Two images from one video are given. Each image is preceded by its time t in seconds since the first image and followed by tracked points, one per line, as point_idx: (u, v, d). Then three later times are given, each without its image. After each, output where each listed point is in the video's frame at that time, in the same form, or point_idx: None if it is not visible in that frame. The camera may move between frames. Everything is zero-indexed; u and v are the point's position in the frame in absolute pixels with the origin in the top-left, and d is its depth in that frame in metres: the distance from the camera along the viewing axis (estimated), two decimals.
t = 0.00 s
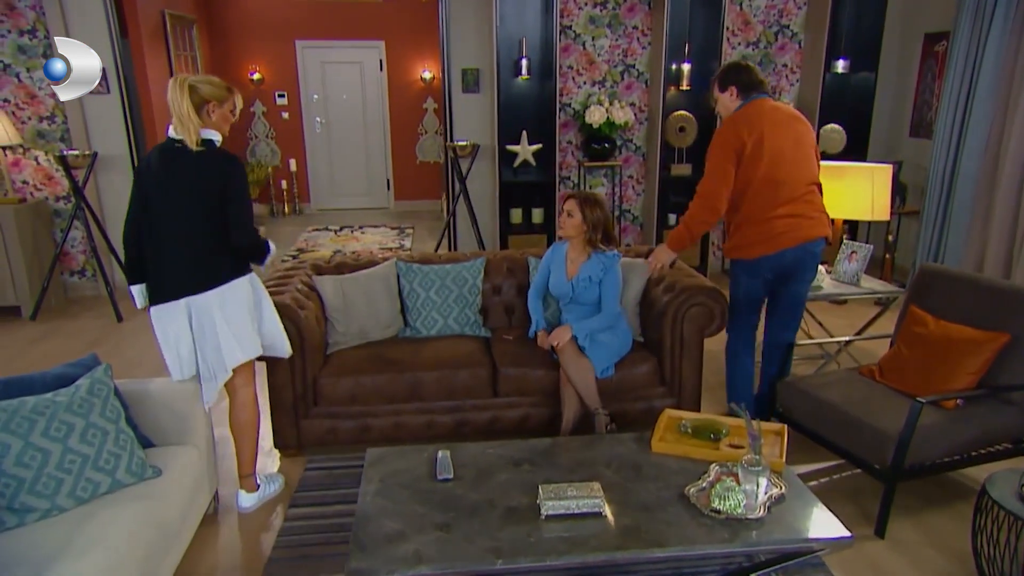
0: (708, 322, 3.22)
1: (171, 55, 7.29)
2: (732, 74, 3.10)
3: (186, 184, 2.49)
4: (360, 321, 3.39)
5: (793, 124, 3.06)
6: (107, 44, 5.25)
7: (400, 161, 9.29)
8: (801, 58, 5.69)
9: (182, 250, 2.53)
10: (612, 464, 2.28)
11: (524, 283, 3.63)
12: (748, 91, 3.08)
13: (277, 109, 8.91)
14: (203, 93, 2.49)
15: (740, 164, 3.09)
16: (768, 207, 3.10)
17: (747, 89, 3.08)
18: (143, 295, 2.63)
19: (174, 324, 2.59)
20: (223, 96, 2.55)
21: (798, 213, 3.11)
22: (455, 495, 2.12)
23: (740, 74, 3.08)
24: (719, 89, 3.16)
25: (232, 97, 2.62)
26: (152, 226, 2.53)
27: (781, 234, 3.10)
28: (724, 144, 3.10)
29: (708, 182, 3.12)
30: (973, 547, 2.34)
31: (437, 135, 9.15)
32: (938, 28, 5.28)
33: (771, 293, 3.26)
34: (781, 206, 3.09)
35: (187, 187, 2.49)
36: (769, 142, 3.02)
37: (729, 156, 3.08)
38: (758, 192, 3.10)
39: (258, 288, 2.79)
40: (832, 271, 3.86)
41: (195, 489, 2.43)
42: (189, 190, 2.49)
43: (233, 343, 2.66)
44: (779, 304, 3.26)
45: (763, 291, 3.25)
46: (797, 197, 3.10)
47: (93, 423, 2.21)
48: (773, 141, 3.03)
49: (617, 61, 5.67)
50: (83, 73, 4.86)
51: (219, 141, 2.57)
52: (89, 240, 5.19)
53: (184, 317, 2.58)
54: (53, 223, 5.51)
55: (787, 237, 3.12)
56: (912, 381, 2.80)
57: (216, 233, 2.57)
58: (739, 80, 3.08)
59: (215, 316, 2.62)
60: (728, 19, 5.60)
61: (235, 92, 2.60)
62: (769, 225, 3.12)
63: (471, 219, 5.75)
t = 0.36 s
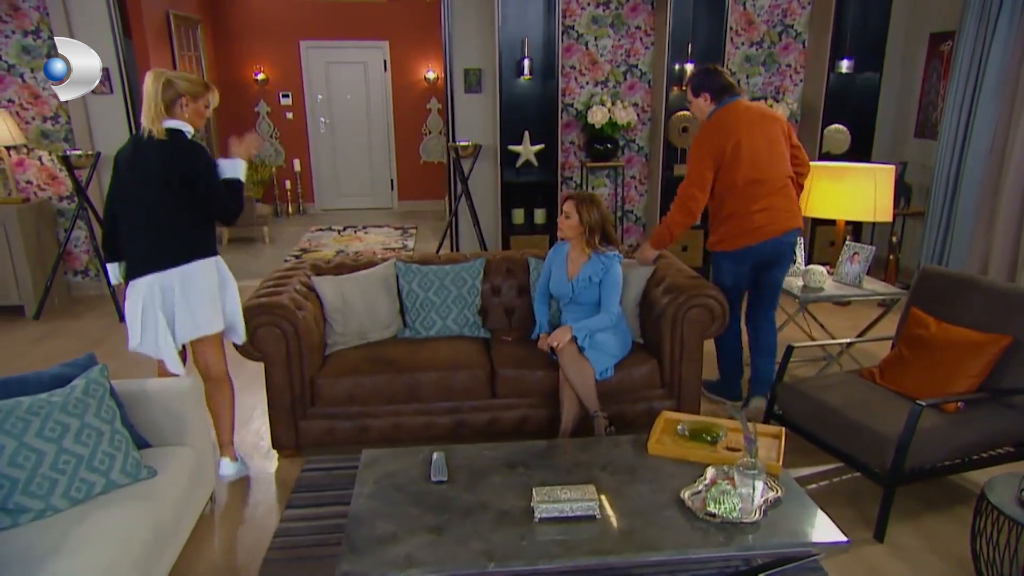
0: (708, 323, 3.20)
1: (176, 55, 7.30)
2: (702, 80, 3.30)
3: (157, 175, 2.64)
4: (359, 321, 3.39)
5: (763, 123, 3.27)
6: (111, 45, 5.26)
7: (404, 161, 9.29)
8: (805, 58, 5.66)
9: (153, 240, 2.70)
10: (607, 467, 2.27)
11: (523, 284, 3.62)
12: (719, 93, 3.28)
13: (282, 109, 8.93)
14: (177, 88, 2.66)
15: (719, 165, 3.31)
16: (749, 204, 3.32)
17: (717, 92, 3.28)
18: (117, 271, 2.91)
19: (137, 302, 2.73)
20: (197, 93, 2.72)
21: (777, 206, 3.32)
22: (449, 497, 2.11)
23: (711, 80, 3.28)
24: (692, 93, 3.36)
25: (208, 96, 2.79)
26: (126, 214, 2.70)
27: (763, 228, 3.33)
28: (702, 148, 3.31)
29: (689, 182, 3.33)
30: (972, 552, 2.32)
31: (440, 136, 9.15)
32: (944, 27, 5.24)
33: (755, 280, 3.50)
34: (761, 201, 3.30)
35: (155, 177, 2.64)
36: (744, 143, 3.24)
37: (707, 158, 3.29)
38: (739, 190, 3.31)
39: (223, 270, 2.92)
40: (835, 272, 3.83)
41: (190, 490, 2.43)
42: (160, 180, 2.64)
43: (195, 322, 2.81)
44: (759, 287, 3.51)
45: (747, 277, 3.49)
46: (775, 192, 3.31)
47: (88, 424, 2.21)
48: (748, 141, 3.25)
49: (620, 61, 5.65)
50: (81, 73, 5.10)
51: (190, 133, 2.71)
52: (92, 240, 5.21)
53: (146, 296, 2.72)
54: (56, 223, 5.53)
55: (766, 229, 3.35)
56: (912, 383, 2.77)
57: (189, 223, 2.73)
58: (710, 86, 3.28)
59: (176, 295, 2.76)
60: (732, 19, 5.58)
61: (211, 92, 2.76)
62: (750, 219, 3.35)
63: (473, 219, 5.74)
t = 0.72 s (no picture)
0: (705, 325, 3.18)
1: (178, 55, 7.30)
2: (683, 74, 3.47)
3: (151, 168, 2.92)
4: (355, 321, 3.38)
5: (737, 119, 3.51)
6: (111, 45, 5.27)
7: (405, 161, 9.29)
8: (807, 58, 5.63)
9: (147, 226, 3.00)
10: (600, 469, 2.25)
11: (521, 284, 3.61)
12: (697, 89, 3.47)
13: (284, 109, 8.94)
14: (178, 90, 2.91)
15: (699, 158, 3.51)
16: (724, 196, 3.53)
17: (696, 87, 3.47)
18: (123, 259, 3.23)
19: (137, 287, 3.05)
20: (196, 95, 2.96)
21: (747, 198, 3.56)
22: (440, 499, 2.10)
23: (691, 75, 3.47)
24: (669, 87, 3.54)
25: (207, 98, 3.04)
26: (127, 205, 3.02)
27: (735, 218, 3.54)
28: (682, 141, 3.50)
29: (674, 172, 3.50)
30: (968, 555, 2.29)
31: (442, 136, 9.14)
32: (947, 27, 5.20)
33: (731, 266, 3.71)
34: (734, 193, 3.52)
35: (150, 171, 2.93)
36: (720, 137, 3.46)
37: (688, 150, 3.48)
38: (714, 182, 3.52)
39: (217, 263, 3.25)
40: (835, 273, 3.80)
41: (182, 492, 2.43)
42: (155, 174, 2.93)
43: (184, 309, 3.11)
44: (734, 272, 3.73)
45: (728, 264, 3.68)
46: (745, 184, 3.54)
47: (80, 424, 2.21)
48: (724, 136, 3.47)
49: (620, 60, 5.63)
50: (81, 73, 4.99)
51: (188, 133, 2.98)
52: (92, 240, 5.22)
53: (144, 281, 3.04)
54: (57, 223, 5.53)
55: (742, 217, 3.56)
56: (910, 386, 2.75)
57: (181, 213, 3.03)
58: (689, 81, 3.47)
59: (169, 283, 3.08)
60: (733, 19, 5.55)
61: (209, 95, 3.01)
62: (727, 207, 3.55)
63: (473, 220, 5.73)
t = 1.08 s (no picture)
0: (702, 326, 3.17)
1: (178, 55, 7.29)
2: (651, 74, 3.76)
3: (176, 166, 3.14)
4: (350, 321, 3.37)
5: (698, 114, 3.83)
6: (110, 44, 5.27)
7: (406, 160, 9.27)
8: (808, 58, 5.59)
9: (175, 220, 3.22)
10: (592, 471, 2.23)
11: (517, 284, 3.59)
12: (665, 86, 3.77)
13: (285, 108, 8.93)
14: (201, 87, 3.09)
15: (672, 151, 3.81)
16: (698, 185, 3.87)
17: (664, 85, 3.77)
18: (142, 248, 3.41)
19: (164, 277, 3.27)
20: (216, 91, 3.16)
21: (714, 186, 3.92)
22: (429, 501, 2.08)
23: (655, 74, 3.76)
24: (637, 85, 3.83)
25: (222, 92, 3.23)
26: (149, 193, 3.19)
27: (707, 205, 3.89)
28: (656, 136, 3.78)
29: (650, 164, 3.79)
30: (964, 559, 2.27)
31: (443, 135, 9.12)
32: (949, 26, 5.16)
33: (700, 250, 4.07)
34: (703, 181, 3.86)
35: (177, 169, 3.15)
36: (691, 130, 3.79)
37: (663, 143, 3.76)
38: (685, 172, 3.84)
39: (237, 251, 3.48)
40: (833, 274, 3.78)
41: (174, 493, 2.42)
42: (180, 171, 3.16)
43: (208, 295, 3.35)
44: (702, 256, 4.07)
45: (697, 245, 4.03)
46: (714, 172, 3.89)
47: (69, 424, 2.20)
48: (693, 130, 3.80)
49: (620, 60, 5.61)
50: (81, 73, 5.08)
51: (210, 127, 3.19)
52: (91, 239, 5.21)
53: (171, 270, 3.27)
54: (56, 222, 5.53)
55: (709, 203, 3.91)
56: (907, 388, 2.72)
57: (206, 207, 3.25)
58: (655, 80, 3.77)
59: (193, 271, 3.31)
60: (733, 18, 5.51)
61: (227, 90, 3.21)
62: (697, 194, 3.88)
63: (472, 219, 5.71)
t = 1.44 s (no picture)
0: (697, 327, 3.14)
1: (177, 54, 7.29)
2: (612, 72, 3.80)
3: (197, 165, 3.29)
4: (344, 320, 3.35)
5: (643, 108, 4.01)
6: (107, 44, 5.26)
7: (406, 160, 9.24)
8: (809, 57, 5.55)
9: (197, 218, 3.38)
10: (582, 474, 2.21)
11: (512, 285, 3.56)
12: (624, 84, 3.84)
13: (285, 108, 8.92)
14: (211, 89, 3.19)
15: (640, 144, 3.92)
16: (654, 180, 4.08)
17: (622, 81, 3.84)
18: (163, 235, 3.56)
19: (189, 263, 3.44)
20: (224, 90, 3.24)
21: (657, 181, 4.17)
22: (417, 504, 2.06)
23: (614, 73, 3.81)
24: (596, 83, 3.82)
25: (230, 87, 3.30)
26: (167, 191, 3.34)
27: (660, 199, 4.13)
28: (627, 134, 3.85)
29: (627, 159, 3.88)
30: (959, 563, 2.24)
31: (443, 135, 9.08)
32: (950, 24, 5.11)
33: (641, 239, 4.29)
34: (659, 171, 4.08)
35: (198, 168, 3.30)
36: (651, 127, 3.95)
37: (637, 141, 3.87)
38: (647, 164, 4.01)
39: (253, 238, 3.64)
40: (831, 274, 3.74)
41: (161, 495, 2.41)
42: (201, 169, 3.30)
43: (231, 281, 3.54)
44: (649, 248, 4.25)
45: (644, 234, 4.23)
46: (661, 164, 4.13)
47: (55, 425, 2.18)
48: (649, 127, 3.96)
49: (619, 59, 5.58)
50: (81, 73, 4.93)
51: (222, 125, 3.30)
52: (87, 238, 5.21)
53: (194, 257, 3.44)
54: (53, 221, 5.53)
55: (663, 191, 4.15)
56: (904, 390, 2.69)
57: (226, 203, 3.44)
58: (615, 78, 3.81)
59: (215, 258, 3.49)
60: (732, 17, 5.47)
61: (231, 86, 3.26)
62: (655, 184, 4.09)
63: (470, 219, 5.68)
